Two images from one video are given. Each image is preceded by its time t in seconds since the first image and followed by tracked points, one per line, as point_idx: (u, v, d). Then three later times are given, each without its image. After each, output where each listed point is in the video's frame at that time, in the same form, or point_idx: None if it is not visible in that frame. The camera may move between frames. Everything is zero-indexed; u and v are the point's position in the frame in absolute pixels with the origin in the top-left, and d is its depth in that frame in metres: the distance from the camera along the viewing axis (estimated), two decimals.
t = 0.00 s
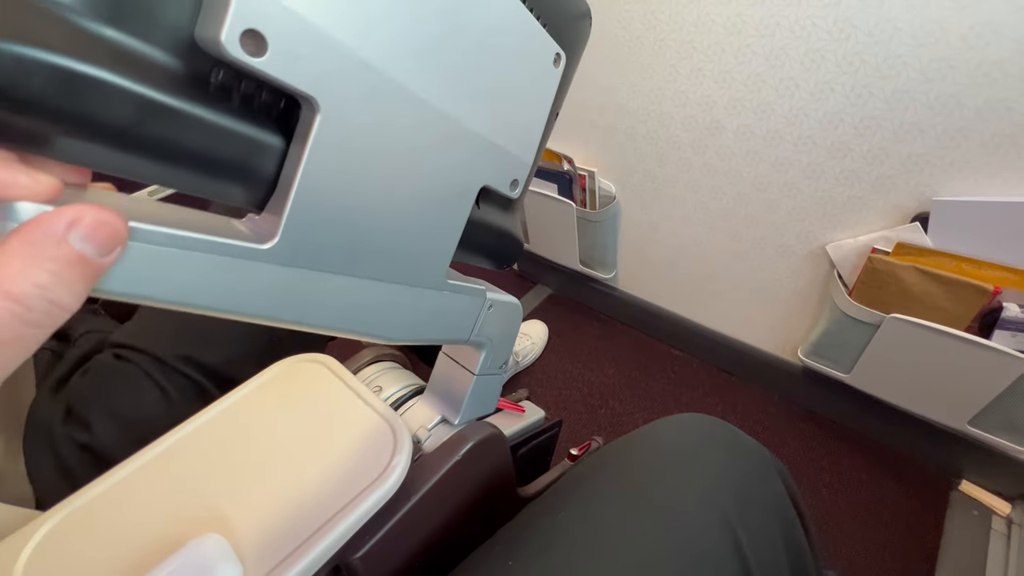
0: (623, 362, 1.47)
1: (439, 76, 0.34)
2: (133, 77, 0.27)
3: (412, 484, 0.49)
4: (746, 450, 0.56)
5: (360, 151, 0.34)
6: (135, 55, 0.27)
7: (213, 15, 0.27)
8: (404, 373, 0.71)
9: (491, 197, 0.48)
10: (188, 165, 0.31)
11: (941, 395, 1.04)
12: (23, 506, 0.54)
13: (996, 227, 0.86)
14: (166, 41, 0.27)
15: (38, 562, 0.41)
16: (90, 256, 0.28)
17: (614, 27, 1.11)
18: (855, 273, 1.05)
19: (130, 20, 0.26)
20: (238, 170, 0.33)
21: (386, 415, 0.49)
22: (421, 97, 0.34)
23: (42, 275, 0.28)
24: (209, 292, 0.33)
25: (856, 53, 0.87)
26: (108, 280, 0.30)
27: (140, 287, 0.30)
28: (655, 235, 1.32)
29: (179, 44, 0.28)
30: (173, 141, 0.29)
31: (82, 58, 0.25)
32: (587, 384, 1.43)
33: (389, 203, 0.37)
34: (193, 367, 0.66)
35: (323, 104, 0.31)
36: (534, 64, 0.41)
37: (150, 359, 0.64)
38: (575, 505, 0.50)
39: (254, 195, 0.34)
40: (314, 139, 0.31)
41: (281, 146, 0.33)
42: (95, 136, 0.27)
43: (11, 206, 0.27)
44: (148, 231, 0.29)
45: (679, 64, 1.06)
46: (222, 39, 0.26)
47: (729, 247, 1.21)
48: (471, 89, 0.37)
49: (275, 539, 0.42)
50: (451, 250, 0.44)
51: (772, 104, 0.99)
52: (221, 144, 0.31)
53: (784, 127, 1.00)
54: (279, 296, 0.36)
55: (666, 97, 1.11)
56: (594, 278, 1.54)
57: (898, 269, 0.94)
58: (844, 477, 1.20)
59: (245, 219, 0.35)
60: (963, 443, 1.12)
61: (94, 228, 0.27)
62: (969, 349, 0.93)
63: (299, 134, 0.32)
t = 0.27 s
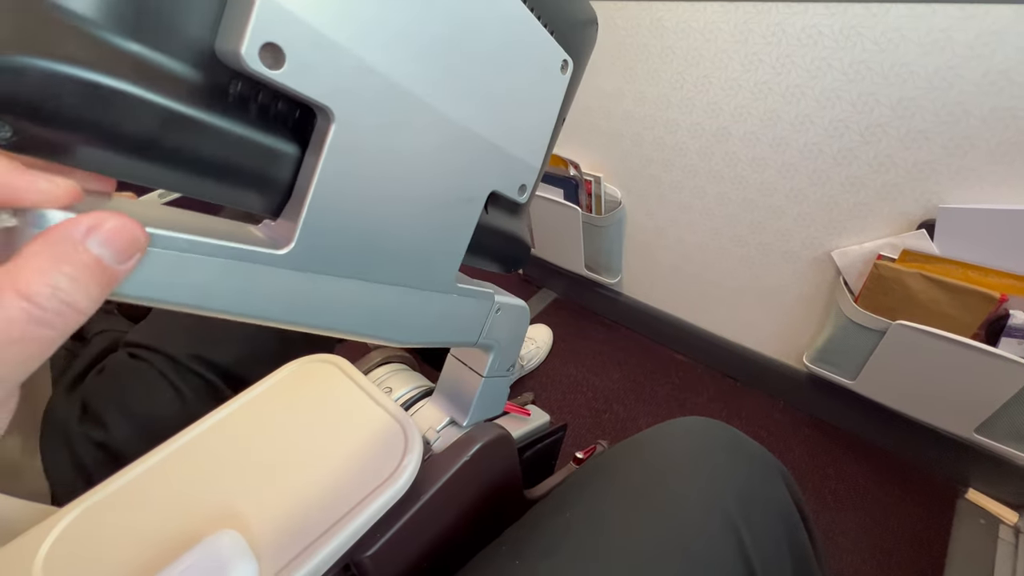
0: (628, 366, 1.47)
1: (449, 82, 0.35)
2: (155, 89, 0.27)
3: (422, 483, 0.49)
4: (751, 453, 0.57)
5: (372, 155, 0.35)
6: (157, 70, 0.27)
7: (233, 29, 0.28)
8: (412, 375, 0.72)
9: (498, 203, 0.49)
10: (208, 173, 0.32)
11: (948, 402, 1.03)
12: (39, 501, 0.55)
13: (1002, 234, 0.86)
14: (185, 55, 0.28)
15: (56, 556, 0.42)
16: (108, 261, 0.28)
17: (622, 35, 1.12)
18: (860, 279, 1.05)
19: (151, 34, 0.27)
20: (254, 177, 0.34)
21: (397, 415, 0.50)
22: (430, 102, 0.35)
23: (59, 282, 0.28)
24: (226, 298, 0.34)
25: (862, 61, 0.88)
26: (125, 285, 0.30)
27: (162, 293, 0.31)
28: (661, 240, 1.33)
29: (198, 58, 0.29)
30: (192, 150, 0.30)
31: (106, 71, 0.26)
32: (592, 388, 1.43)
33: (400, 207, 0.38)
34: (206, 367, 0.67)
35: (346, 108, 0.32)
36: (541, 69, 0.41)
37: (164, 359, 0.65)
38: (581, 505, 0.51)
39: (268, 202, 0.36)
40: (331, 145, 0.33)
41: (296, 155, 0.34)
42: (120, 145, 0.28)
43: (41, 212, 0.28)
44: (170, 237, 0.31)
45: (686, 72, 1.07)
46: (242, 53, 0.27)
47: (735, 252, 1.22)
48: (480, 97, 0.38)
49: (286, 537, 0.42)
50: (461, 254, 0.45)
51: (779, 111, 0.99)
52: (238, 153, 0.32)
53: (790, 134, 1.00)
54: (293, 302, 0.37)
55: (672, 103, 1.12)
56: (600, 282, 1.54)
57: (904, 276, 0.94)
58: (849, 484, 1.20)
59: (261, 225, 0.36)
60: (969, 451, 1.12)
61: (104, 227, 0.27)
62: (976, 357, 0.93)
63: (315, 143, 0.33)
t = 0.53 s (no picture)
0: (631, 370, 1.47)
1: (462, 82, 0.36)
2: (182, 85, 0.28)
3: (427, 484, 0.50)
4: (753, 455, 0.57)
5: (387, 155, 0.35)
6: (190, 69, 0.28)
7: (262, 30, 0.28)
8: (417, 376, 0.72)
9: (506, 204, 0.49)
10: (229, 167, 0.33)
11: (952, 407, 1.03)
12: (48, 499, 0.55)
13: (1006, 240, 0.86)
14: (213, 52, 0.29)
15: (64, 551, 0.42)
16: (99, 209, 0.28)
17: (626, 39, 1.13)
18: (864, 284, 1.05)
19: (179, 31, 0.28)
20: (275, 173, 0.34)
21: (403, 416, 0.51)
22: (444, 102, 0.36)
23: (50, 230, 0.28)
24: (245, 289, 0.35)
25: (866, 66, 0.88)
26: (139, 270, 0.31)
27: (184, 279, 0.32)
28: (664, 243, 1.33)
29: (225, 56, 0.29)
30: (216, 145, 0.31)
31: (139, 66, 0.26)
32: (595, 391, 1.43)
33: (412, 206, 0.38)
34: (213, 366, 0.68)
35: (357, 109, 0.33)
36: (552, 72, 0.42)
37: (173, 359, 0.66)
38: (584, 505, 0.51)
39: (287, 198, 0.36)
40: (350, 144, 0.33)
41: (315, 153, 0.35)
42: (150, 138, 0.29)
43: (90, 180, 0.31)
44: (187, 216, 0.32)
45: (689, 76, 1.07)
46: (269, 52, 0.28)
47: (738, 256, 1.22)
48: (493, 101, 0.38)
49: (294, 533, 0.43)
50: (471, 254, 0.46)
51: (782, 116, 1.00)
52: (259, 149, 0.33)
53: (794, 139, 1.01)
54: (310, 295, 0.38)
55: (676, 108, 1.13)
56: (603, 286, 1.55)
57: (908, 281, 0.94)
58: (853, 490, 1.19)
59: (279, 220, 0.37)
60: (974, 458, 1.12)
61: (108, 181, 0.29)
62: (980, 362, 0.93)
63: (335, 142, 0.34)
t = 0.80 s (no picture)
0: (633, 372, 1.47)
1: (475, 82, 0.37)
2: (206, 81, 0.29)
3: (430, 484, 0.50)
4: (754, 455, 0.57)
5: (401, 156, 0.36)
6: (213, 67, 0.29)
7: (288, 31, 0.29)
8: (421, 377, 0.73)
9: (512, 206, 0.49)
10: (249, 164, 0.33)
11: (956, 410, 1.03)
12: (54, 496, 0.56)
13: (1011, 242, 0.86)
14: (237, 51, 0.30)
15: (72, 550, 0.43)
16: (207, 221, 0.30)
17: (630, 42, 1.13)
18: (867, 286, 1.05)
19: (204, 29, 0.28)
20: (293, 171, 0.35)
21: (407, 417, 0.51)
22: (455, 102, 0.36)
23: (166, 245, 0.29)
24: (256, 284, 0.35)
25: (869, 69, 0.88)
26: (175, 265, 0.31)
27: (200, 267, 0.33)
28: (667, 245, 1.33)
29: (248, 55, 0.30)
30: (239, 142, 0.32)
31: (164, 62, 0.27)
32: (597, 393, 1.43)
33: (421, 205, 0.39)
34: (218, 366, 0.68)
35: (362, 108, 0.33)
36: (561, 76, 0.43)
37: (180, 359, 0.67)
38: (586, 505, 0.51)
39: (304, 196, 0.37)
40: (367, 143, 0.34)
41: (332, 152, 0.36)
42: (173, 133, 0.29)
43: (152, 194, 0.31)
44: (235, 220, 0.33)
45: (693, 79, 1.08)
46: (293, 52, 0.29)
47: (741, 258, 1.22)
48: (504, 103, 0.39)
49: (299, 531, 0.43)
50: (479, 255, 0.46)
51: (785, 119, 1.00)
52: (279, 147, 0.33)
53: (797, 141, 1.01)
54: (322, 292, 0.38)
55: (680, 111, 1.13)
56: (606, 287, 1.55)
57: (911, 283, 0.94)
58: (856, 493, 1.19)
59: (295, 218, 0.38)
60: (978, 462, 1.11)
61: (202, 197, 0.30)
62: (984, 365, 0.93)
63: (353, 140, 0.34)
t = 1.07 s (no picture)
0: (635, 373, 1.47)
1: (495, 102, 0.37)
2: (240, 108, 0.29)
3: (433, 484, 0.51)
4: (751, 457, 0.57)
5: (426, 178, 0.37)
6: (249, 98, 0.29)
7: (327, 56, 0.29)
8: (424, 378, 0.73)
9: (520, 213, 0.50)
10: (278, 189, 0.34)
11: (958, 413, 1.03)
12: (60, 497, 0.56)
13: (1012, 245, 0.86)
14: (273, 77, 0.30)
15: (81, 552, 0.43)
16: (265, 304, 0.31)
17: (631, 46, 1.14)
18: (869, 289, 1.05)
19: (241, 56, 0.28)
20: (321, 193, 0.35)
21: (409, 418, 0.51)
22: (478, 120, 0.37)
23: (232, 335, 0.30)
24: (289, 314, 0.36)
25: (870, 73, 0.88)
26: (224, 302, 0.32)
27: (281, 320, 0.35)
28: (669, 248, 1.34)
29: (281, 79, 0.30)
30: (271, 167, 0.32)
31: (203, 94, 0.27)
32: (599, 395, 1.44)
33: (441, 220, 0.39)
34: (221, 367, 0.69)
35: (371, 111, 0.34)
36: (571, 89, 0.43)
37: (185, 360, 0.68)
38: (586, 505, 0.52)
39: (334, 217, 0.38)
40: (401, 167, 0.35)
41: (361, 173, 0.37)
42: (213, 161, 0.29)
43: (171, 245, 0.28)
44: (274, 262, 0.32)
45: (695, 82, 1.08)
46: (338, 78, 0.29)
47: (743, 261, 1.22)
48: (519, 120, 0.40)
49: (308, 530, 0.44)
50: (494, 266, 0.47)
51: (787, 122, 1.00)
52: (309, 169, 0.34)
53: (798, 144, 1.01)
54: (351, 319, 0.39)
55: (681, 114, 1.14)
56: (608, 289, 1.55)
57: (913, 286, 0.94)
58: (858, 495, 1.19)
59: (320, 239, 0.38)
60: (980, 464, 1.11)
61: (259, 279, 0.30)
62: (986, 368, 0.93)
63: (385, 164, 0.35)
